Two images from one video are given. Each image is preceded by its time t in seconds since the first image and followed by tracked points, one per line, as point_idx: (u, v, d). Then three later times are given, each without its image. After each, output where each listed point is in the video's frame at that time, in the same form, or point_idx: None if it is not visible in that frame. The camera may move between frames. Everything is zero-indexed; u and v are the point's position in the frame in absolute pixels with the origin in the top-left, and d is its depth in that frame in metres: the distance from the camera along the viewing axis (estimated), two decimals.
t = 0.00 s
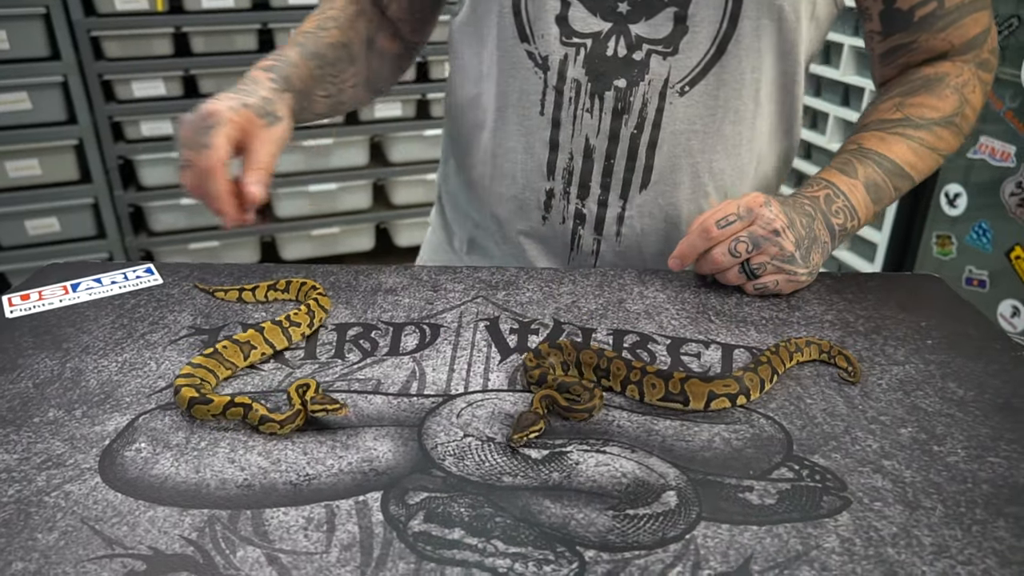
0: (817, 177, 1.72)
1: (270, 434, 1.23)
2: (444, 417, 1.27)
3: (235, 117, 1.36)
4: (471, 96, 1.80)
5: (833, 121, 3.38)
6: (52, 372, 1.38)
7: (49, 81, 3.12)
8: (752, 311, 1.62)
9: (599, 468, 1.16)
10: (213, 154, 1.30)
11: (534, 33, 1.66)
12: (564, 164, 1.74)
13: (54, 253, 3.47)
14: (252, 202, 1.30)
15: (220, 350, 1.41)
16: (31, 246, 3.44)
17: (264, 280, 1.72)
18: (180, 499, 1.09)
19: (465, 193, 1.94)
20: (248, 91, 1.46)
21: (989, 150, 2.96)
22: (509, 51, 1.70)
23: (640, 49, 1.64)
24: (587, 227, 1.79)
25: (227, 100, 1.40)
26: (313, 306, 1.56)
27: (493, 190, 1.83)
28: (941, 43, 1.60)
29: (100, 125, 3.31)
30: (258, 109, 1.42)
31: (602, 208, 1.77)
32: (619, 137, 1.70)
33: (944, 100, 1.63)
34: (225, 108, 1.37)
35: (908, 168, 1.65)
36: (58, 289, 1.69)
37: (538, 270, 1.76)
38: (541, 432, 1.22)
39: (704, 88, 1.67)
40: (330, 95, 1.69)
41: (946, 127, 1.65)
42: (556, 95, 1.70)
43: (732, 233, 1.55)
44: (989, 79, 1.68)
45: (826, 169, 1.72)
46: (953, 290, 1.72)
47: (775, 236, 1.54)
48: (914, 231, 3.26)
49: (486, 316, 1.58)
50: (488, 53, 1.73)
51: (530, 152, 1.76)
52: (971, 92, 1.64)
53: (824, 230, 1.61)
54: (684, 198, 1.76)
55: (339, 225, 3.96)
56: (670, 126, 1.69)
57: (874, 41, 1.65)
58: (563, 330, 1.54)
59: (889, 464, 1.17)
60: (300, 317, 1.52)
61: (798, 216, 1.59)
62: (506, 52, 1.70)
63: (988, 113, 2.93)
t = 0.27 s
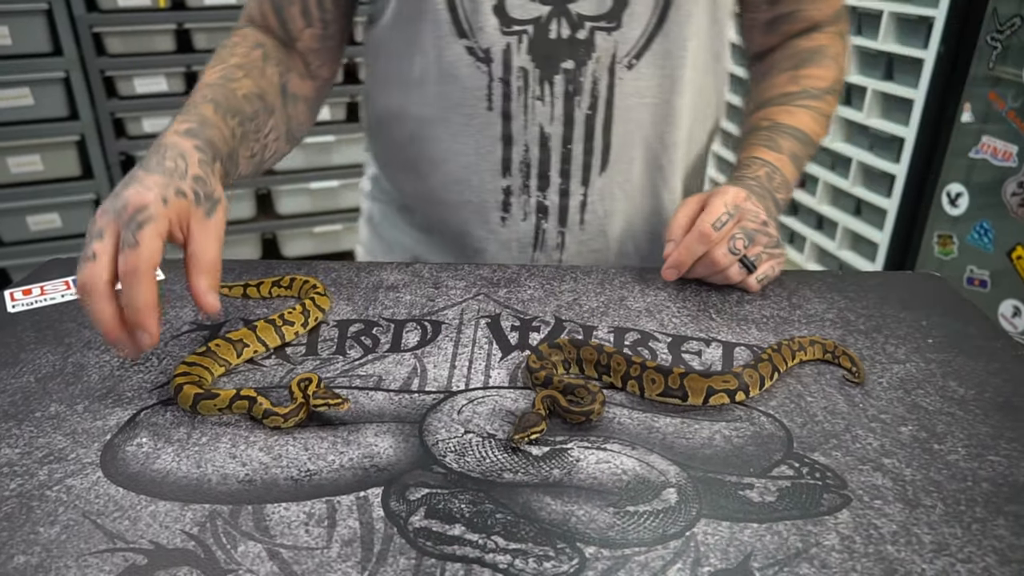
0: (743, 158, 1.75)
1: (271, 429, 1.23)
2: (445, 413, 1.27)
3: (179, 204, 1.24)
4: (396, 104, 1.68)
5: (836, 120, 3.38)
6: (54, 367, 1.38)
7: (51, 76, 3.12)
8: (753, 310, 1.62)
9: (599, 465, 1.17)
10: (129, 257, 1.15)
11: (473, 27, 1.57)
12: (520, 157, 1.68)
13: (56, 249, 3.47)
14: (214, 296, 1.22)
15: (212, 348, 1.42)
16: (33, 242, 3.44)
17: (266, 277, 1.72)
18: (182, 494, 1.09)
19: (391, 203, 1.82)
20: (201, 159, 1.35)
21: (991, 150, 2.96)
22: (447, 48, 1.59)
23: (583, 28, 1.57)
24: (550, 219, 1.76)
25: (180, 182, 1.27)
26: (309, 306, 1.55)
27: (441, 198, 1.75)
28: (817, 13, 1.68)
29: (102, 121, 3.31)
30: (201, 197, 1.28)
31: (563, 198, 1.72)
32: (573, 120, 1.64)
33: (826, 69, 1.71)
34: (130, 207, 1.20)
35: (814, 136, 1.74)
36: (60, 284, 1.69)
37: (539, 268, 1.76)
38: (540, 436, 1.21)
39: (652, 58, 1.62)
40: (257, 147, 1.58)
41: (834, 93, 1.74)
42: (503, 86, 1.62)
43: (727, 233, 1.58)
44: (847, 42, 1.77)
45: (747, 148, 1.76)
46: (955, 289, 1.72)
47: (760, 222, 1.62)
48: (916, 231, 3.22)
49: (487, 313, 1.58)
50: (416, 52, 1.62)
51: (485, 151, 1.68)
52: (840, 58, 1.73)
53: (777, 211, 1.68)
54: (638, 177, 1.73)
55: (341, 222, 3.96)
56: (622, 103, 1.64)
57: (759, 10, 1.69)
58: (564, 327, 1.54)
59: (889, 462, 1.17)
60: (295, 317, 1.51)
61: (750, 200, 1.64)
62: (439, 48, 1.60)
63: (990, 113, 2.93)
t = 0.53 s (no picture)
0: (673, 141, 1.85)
1: (270, 428, 1.23)
2: (444, 412, 1.27)
3: (219, 282, 1.25)
4: (323, 124, 1.63)
5: (837, 119, 3.37)
6: (53, 365, 1.38)
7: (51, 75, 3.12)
8: (753, 308, 1.62)
9: (597, 464, 1.16)
10: (207, 344, 1.16)
11: (399, 40, 1.53)
12: (463, 163, 1.66)
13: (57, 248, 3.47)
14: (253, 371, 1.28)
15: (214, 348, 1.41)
16: (34, 241, 3.44)
17: (265, 276, 1.71)
18: (180, 492, 1.09)
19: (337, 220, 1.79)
20: (209, 225, 1.36)
21: (992, 150, 2.95)
22: (376, 64, 1.55)
23: (511, 27, 1.57)
24: (499, 220, 1.75)
25: (209, 258, 1.27)
26: (305, 306, 1.53)
27: (390, 213, 1.73)
28: None
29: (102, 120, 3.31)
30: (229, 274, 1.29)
31: (508, 197, 1.72)
32: (512, 120, 1.63)
33: (723, 42, 1.89)
34: (186, 297, 1.18)
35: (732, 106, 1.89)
36: (59, 283, 1.69)
37: (538, 267, 1.76)
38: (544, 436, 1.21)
39: (578, 53, 1.64)
40: (218, 197, 1.53)
41: (735, 65, 1.91)
42: (439, 94, 1.58)
43: (692, 216, 1.68)
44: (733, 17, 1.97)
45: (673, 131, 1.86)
46: (955, 288, 1.71)
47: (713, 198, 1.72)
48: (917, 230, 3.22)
49: (486, 312, 1.58)
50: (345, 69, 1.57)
51: (427, 161, 1.65)
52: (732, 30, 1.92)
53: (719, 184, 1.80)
54: (575, 170, 1.77)
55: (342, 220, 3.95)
56: (556, 97, 1.65)
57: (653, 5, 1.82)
58: (563, 326, 1.54)
59: (888, 461, 1.17)
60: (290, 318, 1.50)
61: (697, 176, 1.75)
62: (369, 65, 1.54)
63: (991, 112, 2.93)
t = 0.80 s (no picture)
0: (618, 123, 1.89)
1: (268, 429, 1.23)
2: (442, 412, 1.27)
3: (171, 269, 1.25)
4: (280, 134, 1.62)
5: (836, 116, 3.37)
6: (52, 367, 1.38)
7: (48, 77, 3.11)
8: (751, 307, 1.62)
9: (595, 463, 1.17)
10: (159, 338, 1.17)
11: (355, 47, 1.53)
12: (429, 168, 1.67)
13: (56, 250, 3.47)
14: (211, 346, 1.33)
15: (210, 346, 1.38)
16: (33, 242, 3.44)
17: (263, 276, 1.71)
18: (178, 494, 1.09)
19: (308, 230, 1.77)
20: (153, 210, 1.34)
21: (991, 146, 2.94)
22: (333, 74, 1.54)
23: (467, 30, 1.59)
24: (465, 222, 1.76)
25: (155, 244, 1.26)
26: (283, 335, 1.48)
27: (352, 222, 1.73)
28: None
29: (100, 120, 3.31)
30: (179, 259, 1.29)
31: (473, 199, 1.74)
32: (473, 123, 1.66)
33: (657, 27, 2.01)
34: (134, 287, 1.18)
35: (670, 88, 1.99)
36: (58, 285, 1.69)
37: (536, 266, 1.76)
38: (549, 441, 1.19)
39: (535, 53, 1.68)
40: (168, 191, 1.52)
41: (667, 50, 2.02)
42: (399, 102, 1.59)
43: (641, 205, 1.68)
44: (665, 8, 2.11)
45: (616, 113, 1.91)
46: (954, 285, 1.71)
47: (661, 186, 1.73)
48: (916, 228, 3.21)
49: (484, 312, 1.58)
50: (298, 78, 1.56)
51: (390, 170, 1.66)
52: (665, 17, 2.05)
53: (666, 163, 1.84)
54: (535, 166, 1.82)
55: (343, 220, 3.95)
56: (516, 96, 1.69)
57: None
58: (561, 326, 1.54)
59: (886, 459, 1.17)
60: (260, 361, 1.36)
61: (649, 152, 1.80)
62: (325, 75, 1.54)
63: (990, 109, 2.91)
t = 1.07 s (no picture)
0: (584, 125, 1.93)
1: (267, 428, 1.23)
2: (441, 412, 1.27)
3: (94, 248, 1.24)
4: (256, 136, 1.62)
5: (836, 116, 3.37)
6: (50, 366, 1.38)
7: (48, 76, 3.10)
8: (751, 307, 1.62)
9: (595, 463, 1.17)
10: (94, 320, 1.19)
11: (327, 50, 1.54)
12: (401, 173, 1.68)
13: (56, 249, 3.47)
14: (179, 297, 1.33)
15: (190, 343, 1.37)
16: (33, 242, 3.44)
17: (262, 276, 1.71)
18: (177, 494, 1.09)
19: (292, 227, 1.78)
20: (89, 200, 1.33)
21: (991, 146, 2.94)
22: (304, 75, 1.55)
23: (440, 34, 1.60)
24: (440, 226, 1.76)
25: (73, 234, 1.25)
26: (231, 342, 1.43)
27: (327, 225, 1.73)
28: None
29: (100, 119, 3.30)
30: (105, 234, 1.27)
31: (447, 204, 1.74)
32: (447, 127, 1.67)
33: (639, 29, 2.00)
34: (58, 282, 1.20)
35: (642, 92, 2.00)
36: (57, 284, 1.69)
37: (535, 266, 1.76)
38: (549, 444, 1.19)
39: (509, 58, 1.68)
40: (129, 180, 1.53)
41: (646, 51, 2.02)
42: (372, 105, 1.60)
43: (566, 219, 1.73)
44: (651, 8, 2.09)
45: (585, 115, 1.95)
46: (954, 286, 1.71)
47: (599, 204, 1.74)
48: (916, 227, 3.21)
49: (484, 312, 1.57)
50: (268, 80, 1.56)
51: (364, 173, 1.66)
52: (648, 19, 2.04)
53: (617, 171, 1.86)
54: (511, 171, 1.82)
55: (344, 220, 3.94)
56: (490, 100, 1.70)
57: None
58: (561, 326, 1.54)
59: (886, 459, 1.17)
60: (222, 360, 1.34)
61: (600, 159, 1.85)
62: (296, 76, 1.55)
63: (990, 109, 2.91)
